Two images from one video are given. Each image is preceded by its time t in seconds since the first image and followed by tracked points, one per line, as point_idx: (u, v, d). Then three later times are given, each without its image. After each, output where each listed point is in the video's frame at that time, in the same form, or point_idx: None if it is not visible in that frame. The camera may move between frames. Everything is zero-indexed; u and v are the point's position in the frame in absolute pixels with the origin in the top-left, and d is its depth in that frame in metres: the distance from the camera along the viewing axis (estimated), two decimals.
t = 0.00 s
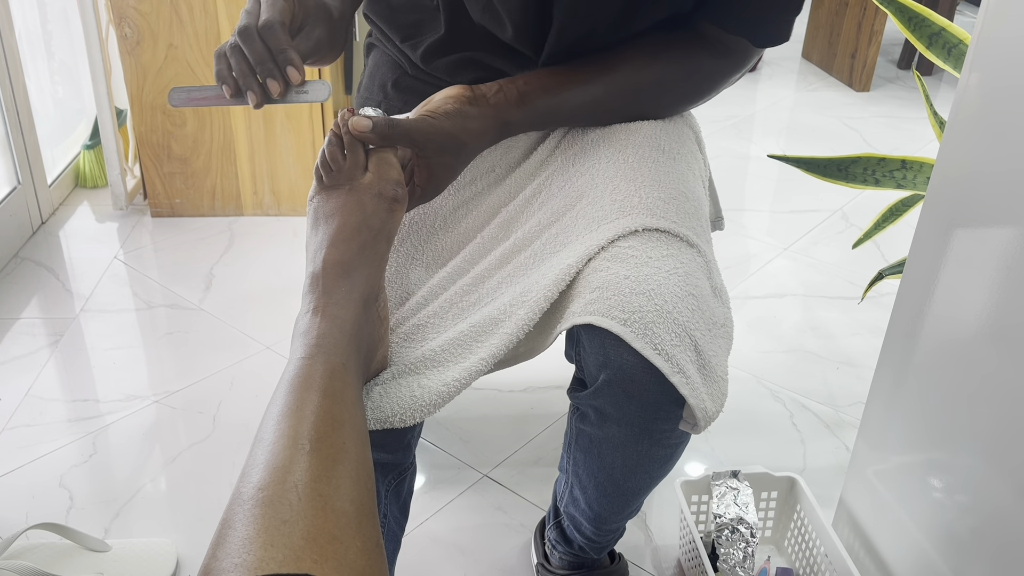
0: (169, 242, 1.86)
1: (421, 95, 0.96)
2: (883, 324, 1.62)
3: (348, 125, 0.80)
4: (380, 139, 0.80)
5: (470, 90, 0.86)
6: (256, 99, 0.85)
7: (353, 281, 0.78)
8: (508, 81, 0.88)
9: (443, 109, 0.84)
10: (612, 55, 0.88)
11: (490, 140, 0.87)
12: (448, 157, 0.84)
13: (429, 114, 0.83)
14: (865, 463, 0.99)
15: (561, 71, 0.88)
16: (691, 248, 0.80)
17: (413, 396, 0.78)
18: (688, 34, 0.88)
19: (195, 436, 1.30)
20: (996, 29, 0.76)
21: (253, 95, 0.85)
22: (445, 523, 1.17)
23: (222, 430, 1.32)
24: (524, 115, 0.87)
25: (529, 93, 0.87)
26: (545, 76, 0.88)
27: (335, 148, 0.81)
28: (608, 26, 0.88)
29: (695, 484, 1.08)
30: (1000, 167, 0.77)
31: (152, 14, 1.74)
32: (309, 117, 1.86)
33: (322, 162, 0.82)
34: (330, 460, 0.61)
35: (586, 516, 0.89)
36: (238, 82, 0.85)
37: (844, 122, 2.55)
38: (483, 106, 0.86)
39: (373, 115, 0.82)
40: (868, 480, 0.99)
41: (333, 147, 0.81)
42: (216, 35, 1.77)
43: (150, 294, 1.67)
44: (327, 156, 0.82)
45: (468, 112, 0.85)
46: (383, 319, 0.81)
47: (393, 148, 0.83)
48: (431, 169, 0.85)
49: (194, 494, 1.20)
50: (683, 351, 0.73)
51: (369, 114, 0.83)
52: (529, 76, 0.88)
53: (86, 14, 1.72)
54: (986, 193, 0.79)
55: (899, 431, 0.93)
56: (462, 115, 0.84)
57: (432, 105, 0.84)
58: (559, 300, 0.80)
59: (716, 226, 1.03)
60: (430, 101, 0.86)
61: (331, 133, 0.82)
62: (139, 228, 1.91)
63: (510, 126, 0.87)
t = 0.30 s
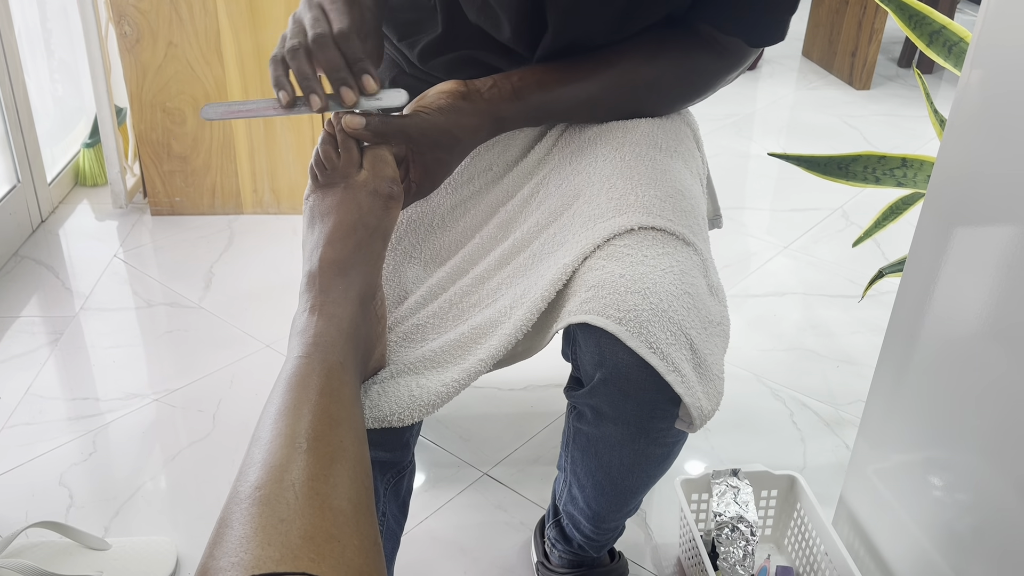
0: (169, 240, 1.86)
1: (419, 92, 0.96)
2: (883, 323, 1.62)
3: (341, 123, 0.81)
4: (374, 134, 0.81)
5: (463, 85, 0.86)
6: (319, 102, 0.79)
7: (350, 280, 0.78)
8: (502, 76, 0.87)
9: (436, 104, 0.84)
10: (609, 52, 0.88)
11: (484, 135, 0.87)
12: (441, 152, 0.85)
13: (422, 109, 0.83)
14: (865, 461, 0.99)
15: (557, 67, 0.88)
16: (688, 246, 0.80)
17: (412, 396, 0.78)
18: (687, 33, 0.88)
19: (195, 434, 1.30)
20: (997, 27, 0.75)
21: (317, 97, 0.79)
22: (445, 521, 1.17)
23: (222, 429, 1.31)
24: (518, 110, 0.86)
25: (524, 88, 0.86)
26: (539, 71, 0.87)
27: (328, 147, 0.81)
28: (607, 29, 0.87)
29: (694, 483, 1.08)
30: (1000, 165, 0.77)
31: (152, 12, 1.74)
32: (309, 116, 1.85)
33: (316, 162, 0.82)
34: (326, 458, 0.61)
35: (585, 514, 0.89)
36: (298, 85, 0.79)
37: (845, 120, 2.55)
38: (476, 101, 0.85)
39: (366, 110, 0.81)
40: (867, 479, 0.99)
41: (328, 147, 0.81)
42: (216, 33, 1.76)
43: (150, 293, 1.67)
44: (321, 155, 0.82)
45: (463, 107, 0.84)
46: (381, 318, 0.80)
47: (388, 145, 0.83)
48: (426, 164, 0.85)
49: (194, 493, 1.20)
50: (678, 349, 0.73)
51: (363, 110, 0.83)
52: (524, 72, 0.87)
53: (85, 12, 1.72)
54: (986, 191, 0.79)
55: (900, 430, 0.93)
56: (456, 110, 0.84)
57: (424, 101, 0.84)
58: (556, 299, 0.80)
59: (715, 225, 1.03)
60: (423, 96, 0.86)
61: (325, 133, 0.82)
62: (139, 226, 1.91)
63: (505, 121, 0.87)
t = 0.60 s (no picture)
0: (169, 238, 1.86)
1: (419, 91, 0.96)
2: (883, 322, 1.62)
3: (341, 121, 0.80)
4: (374, 133, 0.80)
5: (465, 84, 0.86)
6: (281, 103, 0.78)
7: (350, 279, 0.78)
8: (503, 75, 0.88)
9: (437, 103, 0.84)
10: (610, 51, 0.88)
11: (484, 134, 0.87)
12: (440, 150, 0.84)
13: (422, 108, 0.84)
14: (865, 460, 0.99)
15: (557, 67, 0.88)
16: (688, 245, 0.80)
17: (412, 394, 0.78)
18: (688, 31, 0.87)
19: (195, 433, 1.30)
20: (997, 26, 0.75)
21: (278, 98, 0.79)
22: (445, 520, 1.17)
23: (222, 428, 1.31)
24: (518, 109, 0.87)
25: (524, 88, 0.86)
26: (539, 70, 0.88)
27: (328, 144, 0.81)
28: (609, 28, 0.87)
29: (694, 482, 1.08)
30: (1000, 165, 0.77)
31: (151, 11, 1.73)
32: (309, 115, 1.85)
33: (316, 160, 0.82)
34: (327, 458, 0.61)
35: (586, 513, 0.89)
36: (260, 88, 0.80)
37: (845, 119, 2.55)
38: (477, 100, 0.86)
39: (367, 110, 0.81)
40: (867, 477, 0.99)
41: (327, 146, 0.81)
42: (216, 32, 1.76)
43: (150, 291, 1.67)
44: (321, 153, 0.81)
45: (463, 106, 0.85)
46: (381, 316, 0.80)
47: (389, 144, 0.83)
48: (426, 163, 0.84)
49: (194, 491, 1.20)
50: (679, 348, 0.73)
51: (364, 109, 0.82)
52: (525, 71, 0.88)
53: (85, 11, 1.72)
54: (986, 190, 0.79)
55: (900, 428, 0.93)
56: (456, 110, 0.84)
57: (425, 100, 0.84)
58: (556, 297, 0.79)
59: (715, 224, 1.03)
60: (424, 95, 0.86)
61: (324, 130, 0.81)
62: (139, 225, 1.91)
63: (505, 121, 0.87)
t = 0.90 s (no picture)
0: (168, 237, 1.86)
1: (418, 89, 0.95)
2: (883, 321, 1.62)
3: (341, 120, 0.80)
4: (375, 132, 0.80)
5: (465, 83, 0.86)
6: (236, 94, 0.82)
7: (351, 278, 0.78)
8: (504, 75, 0.87)
9: (438, 103, 0.84)
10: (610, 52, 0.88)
11: (484, 134, 0.87)
12: (442, 150, 0.84)
13: (423, 108, 0.83)
14: (865, 459, 0.99)
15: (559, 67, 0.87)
16: (688, 244, 0.80)
17: (411, 393, 0.78)
18: (689, 33, 0.87)
19: (195, 432, 1.30)
20: (998, 27, 0.75)
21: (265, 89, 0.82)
22: (445, 519, 1.17)
23: (222, 427, 1.31)
24: (519, 108, 0.86)
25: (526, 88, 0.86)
26: (541, 70, 0.87)
27: (330, 143, 0.80)
28: (610, 28, 0.87)
29: (694, 481, 1.07)
30: (1001, 164, 0.77)
31: (151, 9, 1.73)
32: (309, 114, 1.85)
33: (316, 159, 0.81)
34: (327, 457, 0.61)
35: (585, 512, 0.89)
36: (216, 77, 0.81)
37: (844, 118, 2.55)
38: (477, 100, 0.85)
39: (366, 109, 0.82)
40: (867, 476, 0.99)
41: (329, 146, 0.80)
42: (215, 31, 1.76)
43: (149, 290, 1.67)
44: (321, 151, 0.81)
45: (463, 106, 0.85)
46: (381, 316, 0.80)
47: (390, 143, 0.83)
48: (426, 163, 0.85)
49: (194, 490, 1.20)
50: (680, 348, 0.73)
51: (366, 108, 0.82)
52: (526, 70, 0.87)
53: (85, 10, 1.72)
54: (987, 190, 0.79)
55: (900, 427, 0.93)
56: (456, 108, 0.84)
57: (427, 99, 0.84)
58: (557, 295, 0.79)
59: (715, 223, 1.03)
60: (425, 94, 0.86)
61: (326, 128, 0.81)
62: (139, 224, 1.91)
63: (506, 120, 0.87)
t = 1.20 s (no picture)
0: (168, 237, 1.86)
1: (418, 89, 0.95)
2: (883, 320, 1.62)
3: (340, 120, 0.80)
4: (373, 133, 0.80)
5: (463, 83, 0.86)
6: (216, 91, 0.85)
7: (351, 278, 0.77)
8: (502, 74, 0.87)
9: (435, 102, 0.84)
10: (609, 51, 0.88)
11: (484, 133, 0.87)
12: (441, 150, 0.84)
13: (421, 108, 0.83)
14: (864, 458, 0.99)
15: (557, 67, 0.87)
16: (688, 243, 0.80)
17: (411, 393, 0.78)
18: (688, 33, 0.88)
19: (194, 431, 1.30)
20: (998, 27, 0.75)
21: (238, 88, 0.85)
22: (444, 518, 1.17)
23: (222, 426, 1.31)
24: (517, 107, 0.86)
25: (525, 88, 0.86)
26: (540, 70, 0.87)
27: (332, 142, 0.80)
28: (610, 28, 0.87)
29: (695, 480, 1.08)
30: (1001, 165, 0.77)
31: (151, 9, 1.73)
32: (309, 114, 1.85)
33: (319, 158, 0.81)
34: (328, 456, 0.61)
35: (585, 512, 0.89)
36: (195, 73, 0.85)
37: (844, 117, 2.55)
38: (475, 99, 0.85)
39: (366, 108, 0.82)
40: (867, 476, 0.99)
41: (331, 144, 0.80)
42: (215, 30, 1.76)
43: (149, 290, 1.66)
44: (324, 151, 0.80)
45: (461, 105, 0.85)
46: (382, 315, 0.80)
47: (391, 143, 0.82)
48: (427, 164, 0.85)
49: (194, 490, 1.20)
50: (680, 347, 0.73)
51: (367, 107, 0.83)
52: (524, 70, 0.87)
53: (85, 9, 1.72)
54: (986, 190, 0.79)
55: (900, 427, 0.93)
56: (454, 108, 0.84)
57: (426, 98, 0.84)
58: (557, 295, 0.79)
59: (715, 222, 1.03)
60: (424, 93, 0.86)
61: (330, 128, 0.81)
62: (138, 223, 1.91)
63: (505, 119, 0.87)
